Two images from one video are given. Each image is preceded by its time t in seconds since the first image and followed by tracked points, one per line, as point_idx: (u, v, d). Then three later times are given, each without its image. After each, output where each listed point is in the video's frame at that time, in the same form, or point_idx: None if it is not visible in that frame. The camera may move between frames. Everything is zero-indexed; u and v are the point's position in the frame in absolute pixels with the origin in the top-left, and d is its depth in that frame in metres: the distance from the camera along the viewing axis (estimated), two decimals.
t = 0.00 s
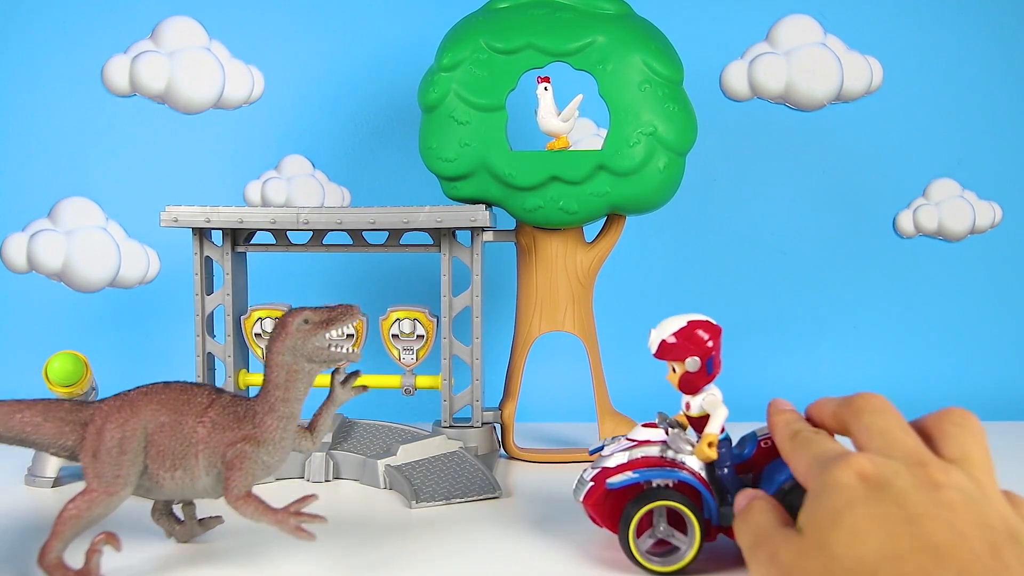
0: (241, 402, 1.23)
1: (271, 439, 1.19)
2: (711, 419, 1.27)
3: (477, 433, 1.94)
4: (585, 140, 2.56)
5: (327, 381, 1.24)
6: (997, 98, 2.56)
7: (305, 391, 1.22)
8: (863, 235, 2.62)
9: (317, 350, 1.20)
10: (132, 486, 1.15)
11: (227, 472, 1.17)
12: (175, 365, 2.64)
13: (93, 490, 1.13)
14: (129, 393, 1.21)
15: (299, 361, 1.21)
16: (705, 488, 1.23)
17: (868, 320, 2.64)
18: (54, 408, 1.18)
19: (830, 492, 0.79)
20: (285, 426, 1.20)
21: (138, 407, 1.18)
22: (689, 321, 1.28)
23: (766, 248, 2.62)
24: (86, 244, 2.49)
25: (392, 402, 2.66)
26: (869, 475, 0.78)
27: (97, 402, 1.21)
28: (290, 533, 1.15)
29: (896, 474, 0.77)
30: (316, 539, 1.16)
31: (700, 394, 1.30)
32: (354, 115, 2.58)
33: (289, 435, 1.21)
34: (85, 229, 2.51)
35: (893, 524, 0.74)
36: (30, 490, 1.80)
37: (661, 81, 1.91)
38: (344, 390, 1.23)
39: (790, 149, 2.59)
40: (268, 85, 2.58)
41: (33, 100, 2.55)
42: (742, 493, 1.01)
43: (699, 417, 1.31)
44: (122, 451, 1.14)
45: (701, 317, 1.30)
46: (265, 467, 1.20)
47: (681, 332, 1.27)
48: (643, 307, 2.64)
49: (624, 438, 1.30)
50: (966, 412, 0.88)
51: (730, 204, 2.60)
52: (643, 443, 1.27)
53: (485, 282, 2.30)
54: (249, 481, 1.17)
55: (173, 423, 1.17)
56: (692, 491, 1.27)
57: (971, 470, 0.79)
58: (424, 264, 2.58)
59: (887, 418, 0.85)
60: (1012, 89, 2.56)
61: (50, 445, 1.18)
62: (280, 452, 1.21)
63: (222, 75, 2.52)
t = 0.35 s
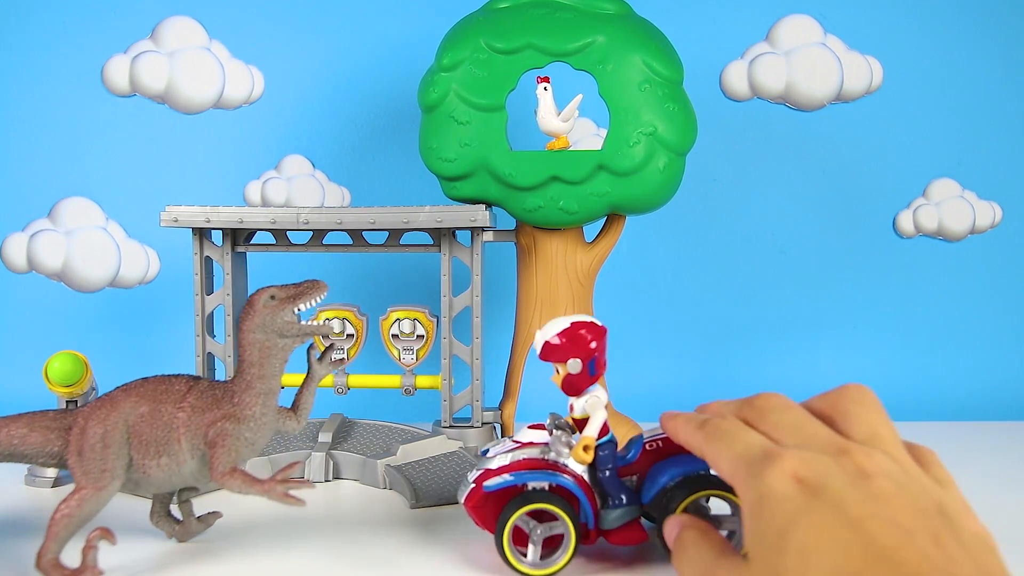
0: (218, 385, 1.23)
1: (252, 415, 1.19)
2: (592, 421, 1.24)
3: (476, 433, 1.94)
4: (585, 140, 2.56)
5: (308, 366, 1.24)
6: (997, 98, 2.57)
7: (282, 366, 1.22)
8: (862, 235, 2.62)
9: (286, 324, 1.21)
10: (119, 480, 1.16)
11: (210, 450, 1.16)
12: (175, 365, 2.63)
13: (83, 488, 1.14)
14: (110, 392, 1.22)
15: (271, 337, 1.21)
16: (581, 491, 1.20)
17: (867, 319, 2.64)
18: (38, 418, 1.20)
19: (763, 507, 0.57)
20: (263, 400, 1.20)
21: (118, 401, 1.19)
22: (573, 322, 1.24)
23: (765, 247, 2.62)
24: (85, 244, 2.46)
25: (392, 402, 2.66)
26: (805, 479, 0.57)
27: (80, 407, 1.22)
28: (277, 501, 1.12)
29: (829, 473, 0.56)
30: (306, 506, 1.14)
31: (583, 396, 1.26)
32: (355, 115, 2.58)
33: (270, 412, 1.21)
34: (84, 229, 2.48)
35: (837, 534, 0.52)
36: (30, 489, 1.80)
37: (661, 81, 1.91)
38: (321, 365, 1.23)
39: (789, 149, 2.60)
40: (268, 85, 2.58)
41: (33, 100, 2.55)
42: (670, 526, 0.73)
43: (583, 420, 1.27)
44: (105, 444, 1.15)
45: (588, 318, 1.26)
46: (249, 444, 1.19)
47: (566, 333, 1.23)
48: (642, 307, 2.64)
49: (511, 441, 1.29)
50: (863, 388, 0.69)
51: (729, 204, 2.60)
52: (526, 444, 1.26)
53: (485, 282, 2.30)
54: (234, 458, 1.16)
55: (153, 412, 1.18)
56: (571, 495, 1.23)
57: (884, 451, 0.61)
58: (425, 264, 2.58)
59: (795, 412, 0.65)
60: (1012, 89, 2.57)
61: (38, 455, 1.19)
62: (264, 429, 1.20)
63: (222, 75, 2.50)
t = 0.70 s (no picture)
0: (222, 382, 1.23)
1: (257, 410, 1.19)
2: (581, 421, 1.23)
3: (476, 433, 1.94)
4: (585, 140, 2.56)
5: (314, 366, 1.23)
6: (997, 98, 2.57)
7: (285, 361, 1.22)
8: (862, 235, 2.62)
9: (288, 319, 1.20)
10: (127, 478, 1.16)
11: (216, 445, 1.16)
12: (175, 365, 2.63)
13: (91, 488, 1.14)
14: (115, 392, 1.22)
15: (273, 332, 1.20)
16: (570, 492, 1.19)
17: (866, 319, 2.64)
18: (45, 421, 1.20)
19: (758, 506, 0.54)
20: (267, 395, 1.19)
21: (123, 401, 1.19)
22: (563, 322, 1.25)
23: (765, 247, 2.62)
24: (85, 245, 2.45)
25: (392, 402, 2.66)
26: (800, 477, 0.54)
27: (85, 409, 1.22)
28: (285, 493, 1.13)
29: (823, 471, 0.54)
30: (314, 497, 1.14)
31: (574, 396, 1.25)
32: (355, 115, 2.58)
33: (276, 407, 1.20)
34: (84, 230, 2.47)
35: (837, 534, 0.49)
36: (30, 489, 1.80)
37: (661, 81, 1.91)
38: (325, 360, 1.23)
39: (789, 149, 2.60)
40: (268, 85, 2.58)
41: (33, 100, 2.55)
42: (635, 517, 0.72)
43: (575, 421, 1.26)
44: (112, 444, 1.15)
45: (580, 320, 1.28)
46: (255, 439, 1.19)
47: (556, 332, 1.24)
48: (643, 307, 2.64)
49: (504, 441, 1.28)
50: (853, 379, 0.68)
51: (729, 204, 2.60)
52: (518, 445, 1.25)
53: (485, 282, 2.30)
54: (240, 452, 1.16)
55: (158, 410, 1.18)
56: (562, 495, 1.23)
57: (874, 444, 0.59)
58: (425, 264, 2.58)
59: (787, 403, 0.62)
60: (1012, 89, 2.57)
61: (45, 457, 1.19)
62: (269, 424, 1.20)
63: (222, 76, 2.49)
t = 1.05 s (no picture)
0: (252, 382, 1.23)
1: (287, 410, 1.19)
2: (569, 420, 1.24)
3: (477, 433, 1.94)
4: (585, 140, 2.56)
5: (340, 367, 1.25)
6: (997, 98, 2.57)
7: (315, 362, 1.22)
8: (862, 236, 2.62)
9: (318, 320, 1.20)
10: (158, 478, 1.17)
11: (247, 446, 1.17)
12: (175, 365, 2.64)
13: (121, 487, 1.15)
14: (145, 391, 1.22)
15: (303, 333, 1.20)
16: (558, 490, 1.20)
17: (867, 319, 2.64)
18: (75, 420, 1.21)
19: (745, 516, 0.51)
20: (297, 396, 1.20)
21: (154, 401, 1.19)
22: (549, 322, 1.24)
23: (765, 247, 2.62)
24: (86, 245, 2.45)
25: (392, 402, 2.66)
26: (785, 485, 0.51)
27: (115, 409, 1.23)
28: (315, 495, 1.16)
29: (811, 480, 0.51)
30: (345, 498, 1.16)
31: (562, 395, 1.25)
32: (355, 115, 2.58)
33: (305, 408, 1.21)
34: (85, 230, 2.47)
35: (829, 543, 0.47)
36: (30, 489, 1.80)
37: (661, 81, 1.91)
38: (353, 361, 1.24)
39: (789, 149, 2.60)
40: (269, 85, 2.58)
41: (33, 101, 2.55)
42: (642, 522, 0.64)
43: (561, 420, 1.26)
44: (142, 444, 1.16)
45: (566, 319, 1.26)
46: (286, 439, 1.19)
47: (543, 333, 1.23)
48: (643, 307, 2.64)
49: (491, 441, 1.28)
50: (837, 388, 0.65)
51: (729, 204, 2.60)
52: (505, 445, 1.25)
53: (484, 282, 2.30)
54: (270, 453, 1.17)
55: (189, 411, 1.18)
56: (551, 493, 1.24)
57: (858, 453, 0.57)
58: (425, 264, 2.58)
59: (770, 414, 0.60)
60: (1012, 89, 2.56)
61: (76, 457, 1.19)
62: (299, 425, 1.20)
63: (222, 76, 2.50)
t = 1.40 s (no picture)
0: (255, 384, 1.23)
1: (289, 413, 1.19)
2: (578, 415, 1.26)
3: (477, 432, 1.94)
4: (584, 141, 2.57)
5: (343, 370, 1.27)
6: (997, 98, 2.57)
7: (318, 365, 1.23)
8: (862, 235, 2.62)
9: (322, 323, 1.22)
10: (159, 478, 1.17)
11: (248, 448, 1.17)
12: (175, 365, 2.64)
13: (122, 488, 1.15)
14: (148, 392, 1.23)
15: (307, 336, 1.22)
16: (575, 483, 1.21)
17: (866, 319, 2.65)
18: (79, 418, 1.21)
19: (714, 507, 0.62)
20: (301, 398, 1.20)
21: (157, 401, 1.20)
22: (555, 320, 1.26)
23: (765, 247, 2.62)
24: (85, 243, 2.52)
25: (392, 401, 2.66)
26: (751, 484, 0.62)
27: (118, 407, 1.23)
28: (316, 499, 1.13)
29: (773, 477, 0.62)
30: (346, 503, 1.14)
31: (563, 390, 1.28)
32: (355, 116, 2.58)
33: (308, 411, 1.21)
34: (85, 229, 2.53)
35: (784, 525, 0.57)
36: (30, 489, 1.80)
37: (661, 81, 1.91)
38: (356, 363, 1.26)
39: (788, 149, 2.60)
40: (269, 85, 2.58)
41: (32, 101, 2.55)
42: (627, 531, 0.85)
43: (563, 413, 1.29)
44: (145, 444, 1.16)
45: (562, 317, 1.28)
46: (288, 442, 1.19)
47: (547, 332, 1.25)
48: (643, 307, 2.64)
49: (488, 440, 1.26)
50: (812, 404, 0.76)
51: (729, 204, 2.60)
52: (509, 443, 1.24)
53: (485, 282, 2.30)
54: (271, 455, 1.17)
55: (191, 412, 1.19)
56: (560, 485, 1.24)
57: (821, 459, 0.66)
58: (425, 264, 2.58)
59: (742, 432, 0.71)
60: (1013, 90, 2.57)
61: (77, 455, 1.19)
62: (302, 427, 1.21)
63: (222, 75, 2.54)
